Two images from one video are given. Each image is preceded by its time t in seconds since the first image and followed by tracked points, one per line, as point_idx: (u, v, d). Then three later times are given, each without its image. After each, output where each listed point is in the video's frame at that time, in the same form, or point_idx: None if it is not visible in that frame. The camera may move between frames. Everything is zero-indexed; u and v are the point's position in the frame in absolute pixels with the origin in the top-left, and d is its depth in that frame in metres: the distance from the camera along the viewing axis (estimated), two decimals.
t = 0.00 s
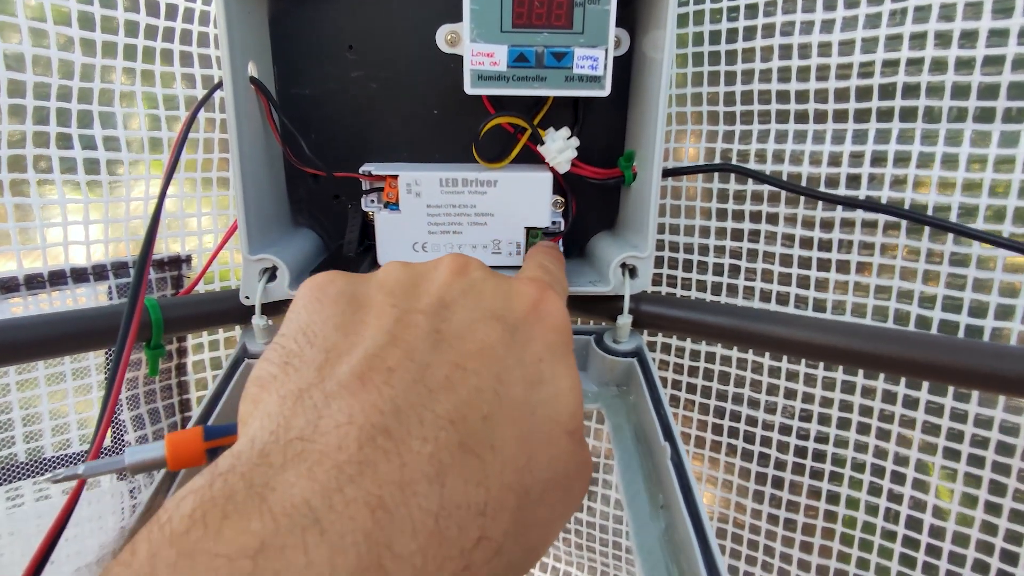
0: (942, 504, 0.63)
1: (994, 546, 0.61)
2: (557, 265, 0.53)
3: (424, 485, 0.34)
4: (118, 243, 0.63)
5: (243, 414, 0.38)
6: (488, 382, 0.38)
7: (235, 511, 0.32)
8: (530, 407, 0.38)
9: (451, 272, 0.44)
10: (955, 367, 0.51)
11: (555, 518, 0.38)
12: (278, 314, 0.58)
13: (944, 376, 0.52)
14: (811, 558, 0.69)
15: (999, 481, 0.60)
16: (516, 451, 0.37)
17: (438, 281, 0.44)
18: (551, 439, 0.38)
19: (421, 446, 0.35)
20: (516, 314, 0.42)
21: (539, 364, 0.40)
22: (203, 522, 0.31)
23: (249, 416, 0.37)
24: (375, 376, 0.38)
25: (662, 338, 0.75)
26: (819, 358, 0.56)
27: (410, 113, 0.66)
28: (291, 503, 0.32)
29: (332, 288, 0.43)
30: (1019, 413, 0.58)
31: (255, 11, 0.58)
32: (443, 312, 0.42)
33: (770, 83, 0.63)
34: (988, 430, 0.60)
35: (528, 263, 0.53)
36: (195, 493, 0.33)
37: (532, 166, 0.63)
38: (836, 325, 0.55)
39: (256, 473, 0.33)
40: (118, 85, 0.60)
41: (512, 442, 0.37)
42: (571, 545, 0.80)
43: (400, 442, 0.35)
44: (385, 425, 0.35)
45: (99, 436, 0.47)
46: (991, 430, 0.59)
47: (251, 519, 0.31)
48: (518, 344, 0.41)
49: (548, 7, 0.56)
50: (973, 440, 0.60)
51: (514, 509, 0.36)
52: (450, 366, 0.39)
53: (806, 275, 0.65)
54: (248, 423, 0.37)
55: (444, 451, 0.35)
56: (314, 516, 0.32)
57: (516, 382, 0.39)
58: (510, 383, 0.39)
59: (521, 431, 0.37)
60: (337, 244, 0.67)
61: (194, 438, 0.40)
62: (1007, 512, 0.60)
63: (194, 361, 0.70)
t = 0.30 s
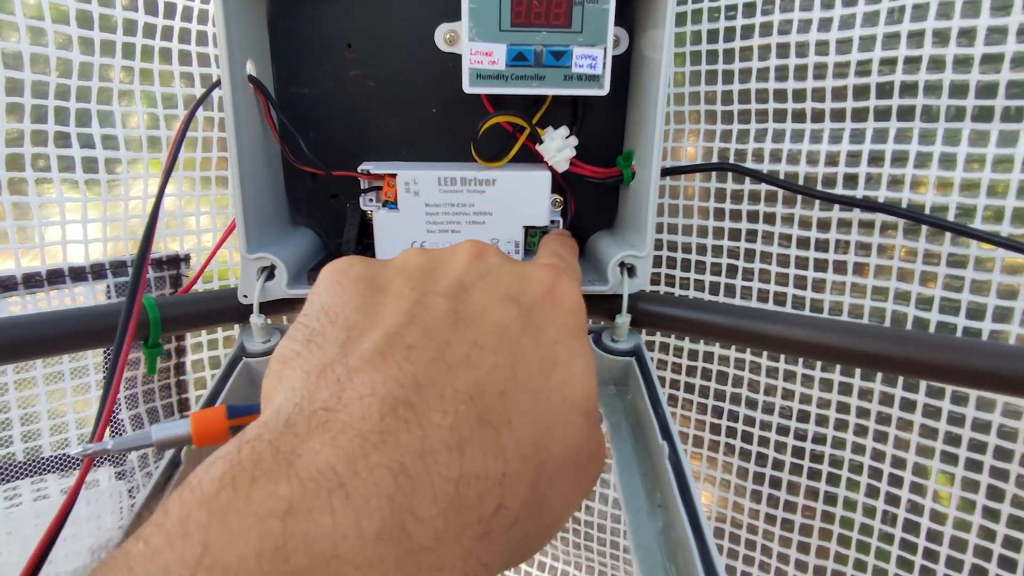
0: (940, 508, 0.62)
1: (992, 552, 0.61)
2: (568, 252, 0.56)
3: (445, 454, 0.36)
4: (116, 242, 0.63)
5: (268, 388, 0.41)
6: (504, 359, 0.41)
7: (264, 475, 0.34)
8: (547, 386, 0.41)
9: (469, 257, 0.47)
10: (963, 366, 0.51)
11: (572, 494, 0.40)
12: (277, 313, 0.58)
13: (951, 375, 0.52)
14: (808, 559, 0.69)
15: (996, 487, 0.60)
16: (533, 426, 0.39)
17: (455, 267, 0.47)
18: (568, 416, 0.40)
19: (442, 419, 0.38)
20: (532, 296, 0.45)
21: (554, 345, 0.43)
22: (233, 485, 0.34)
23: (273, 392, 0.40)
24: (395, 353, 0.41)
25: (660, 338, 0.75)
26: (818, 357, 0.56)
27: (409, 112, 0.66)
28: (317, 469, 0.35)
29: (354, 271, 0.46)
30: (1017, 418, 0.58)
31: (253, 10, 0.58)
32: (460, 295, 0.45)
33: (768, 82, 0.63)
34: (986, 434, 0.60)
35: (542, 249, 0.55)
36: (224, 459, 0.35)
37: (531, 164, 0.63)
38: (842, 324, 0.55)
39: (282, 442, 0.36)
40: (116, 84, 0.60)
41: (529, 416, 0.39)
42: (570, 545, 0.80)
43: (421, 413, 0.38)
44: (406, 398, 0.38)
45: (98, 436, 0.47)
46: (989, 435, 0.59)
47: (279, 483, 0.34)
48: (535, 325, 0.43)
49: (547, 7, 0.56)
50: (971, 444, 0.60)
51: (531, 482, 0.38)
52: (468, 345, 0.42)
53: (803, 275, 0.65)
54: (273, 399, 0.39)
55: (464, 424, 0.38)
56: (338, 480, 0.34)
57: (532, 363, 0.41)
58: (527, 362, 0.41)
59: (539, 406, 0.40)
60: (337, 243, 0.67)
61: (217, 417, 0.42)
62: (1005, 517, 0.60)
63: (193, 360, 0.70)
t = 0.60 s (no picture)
0: (939, 516, 0.62)
1: (993, 562, 0.60)
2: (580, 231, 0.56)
3: (445, 432, 0.37)
4: (119, 239, 0.63)
5: (267, 372, 0.40)
6: (506, 337, 0.41)
7: (262, 452, 0.35)
8: (550, 363, 0.41)
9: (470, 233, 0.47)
10: (963, 362, 0.51)
11: (572, 475, 0.41)
12: (279, 309, 0.59)
13: (951, 371, 0.52)
14: (807, 560, 0.69)
15: (997, 495, 0.59)
16: (536, 406, 0.39)
17: (456, 244, 0.46)
18: (571, 397, 0.41)
19: (442, 400, 0.38)
20: (535, 273, 0.45)
21: (559, 323, 0.43)
22: (232, 463, 0.34)
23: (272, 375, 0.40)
24: (395, 331, 0.40)
25: (661, 337, 0.75)
26: (820, 354, 0.56)
27: (411, 109, 0.66)
28: (317, 446, 0.35)
29: (354, 251, 0.46)
30: (1017, 424, 0.57)
31: (255, 8, 0.58)
32: (462, 273, 0.44)
33: (767, 79, 0.63)
34: (986, 441, 0.59)
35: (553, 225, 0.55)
36: (222, 439, 0.35)
37: (532, 162, 0.63)
38: (842, 321, 0.56)
39: (280, 420, 0.36)
40: (118, 81, 0.60)
41: (532, 394, 0.39)
42: (571, 542, 0.80)
43: (420, 391, 0.38)
44: (406, 376, 0.38)
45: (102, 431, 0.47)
46: (989, 441, 0.59)
47: (277, 461, 0.34)
48: (538, 302, 0.43)
49: (549, 5, 0.56)
50: (970, 450, 0.60)
51: (533, 460, 0.38)
52: (468, 324, 0.41)
53: (801, 275, 0.65)
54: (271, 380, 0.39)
55: (463, 401, 0.38)
56: (337, 458, 0.34)
57: (535, 338, 0.42)
58: (530, 340, 0.41)
59: (541, 384, 0.40)
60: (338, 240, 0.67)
61: (223, 398, 0.43)
62: (1006, 527, 0.59)
63: (196, 358, 0.71)
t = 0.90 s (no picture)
0: (941, 520, 0.62)
1: (995, 566, 0.60)
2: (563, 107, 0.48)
3: (372, 381, 0.35)
4: (124, 239, 0.63)
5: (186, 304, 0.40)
6: (461, 254, 0.38)
7: (148, 413, 0.34)
8: (514, 285, 0.38)
9: (424, 120, 0.42)
10: (961, 365, 0.51)
11: (543, 409, 0.39)
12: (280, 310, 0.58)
13: (950, 374, 0.52)
14: (810, 564, 0.69)
15: (1000, 499, 0.59)
16: (497, 339, 0.37)
17: (402, 137, 0.41)
18: (541, 325, 0.38)
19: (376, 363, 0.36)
20: (497, 170, 0.40)
21: (530, 232, 0.39)
22: (113, 424, 0.34)
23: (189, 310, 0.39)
24: (317, 260, 0.38)
25: (663, 338, 0.75)
26: (818, 355, 0.57)
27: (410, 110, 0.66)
28: (213, 408, 0.34)
29: (281, 160, 0.42)
30: (1020, 427, 0.57)
31: (259, 10, 0.58)
32: (408, 174, 0.40)
33: (769, 81, 0.63)
34: (988, 444, 0.59)
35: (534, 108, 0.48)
36: (105, 402, 0.34)
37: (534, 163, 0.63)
38: (841, 323, 0.56)
39: (174, 373, 0.35)
40: (123, 83, 0.61)
41: (491, 326, 0.37)
42: (572, 544, 0.80)
43: (345, 337, 0.36)
44: (327, 317, 0.36)
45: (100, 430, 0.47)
46: (992, 445, 0.59)
47: (164, 421, 0.34)
48: (501, 204, 0.39)
49: (552, 6, 0.56)
50: (973, 454, 0.60)
51: (491, 398, 0.37)
52: (415, 242, 0.38)
53: (803, 276, 0.65)
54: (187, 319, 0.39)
55: (396, 343, 0.36)
56: (236, 416, 0.34)
57: (500, 252, 0.38)
58: (491, 252, 0.38)
59: (504, 313, 0.38)
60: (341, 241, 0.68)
61: (159, 330, 0.41)
62: (1009, 531, 0.59)
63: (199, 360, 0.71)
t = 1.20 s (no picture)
0: (938, 523, 0.63)
1: (990, 569, 0.61)
2: (537, 78, 0.46)
3: (377, 337, 0.36)
4: (131, 248, 0.64)
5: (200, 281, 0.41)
6: (450, 228, 0.38)
7: (182, 364, 0.35)
8: (502, 255, 0.38)
9: (409, 107, 0.41)
10: (958, 375, 0.52)
11: (532, 366, 0.41)
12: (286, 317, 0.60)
13: (945, 383, 0.53)
14: (808, 566, 0.70)
15: (995, 503, 0.60)
16: (487, 303, 0.38)
17: (389, 123, 0.41)
18: (527, 286, 0.39)
19: (380, 353, 0.36)
20: (481, 148, 0.39)
21: (512, 207, 0.39)
22: (150, 375, 0.35)
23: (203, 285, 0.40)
24: (322, 235, 0.38)
25: (662, 344, 0.76)
26: (816, 363, 0.58)
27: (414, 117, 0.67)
28: (239, 357, 0.35)
29: (280, 142, 0.42)
30: (1015, 433, 0.58)
31: (265, 22, 0.59)
32: (398, 155, 0.40)
33: (768, 91, 0.64)
34: (983, 449, 0.60)
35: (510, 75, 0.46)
36: (140, 358, 0.36)
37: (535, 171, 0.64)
38: (839, 332, 0.56)
39: (200, 330, 0.36)
40: (130, 93, 0.61)
41: (481, 292, 0.38)
42: (573, 546, 0.81)
43: (351, 299, 0.37)
44: (335, 284, 0.37)
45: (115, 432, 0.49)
46: (987, 450, 0.60)
47: (196, 372, 0.35)
48: (486, 183, 0.39)
49: (553, 18, 0.57)
50: (969, 458, 0.61)
51: (481, 358, 0.39)
52: (407, 216, 0.38)
53: (801, 284, 0.66)
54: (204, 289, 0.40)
55: (397, 304, 0.37)
56: (261, 367, 0.35)
57: (486, 228, 0.38)
58: (476, 230, 0.38)
59: (494, 281, 0.38)
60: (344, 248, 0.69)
61: (171, 307, 0.42)
62: (1003, 535, 0.60)
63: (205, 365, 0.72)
